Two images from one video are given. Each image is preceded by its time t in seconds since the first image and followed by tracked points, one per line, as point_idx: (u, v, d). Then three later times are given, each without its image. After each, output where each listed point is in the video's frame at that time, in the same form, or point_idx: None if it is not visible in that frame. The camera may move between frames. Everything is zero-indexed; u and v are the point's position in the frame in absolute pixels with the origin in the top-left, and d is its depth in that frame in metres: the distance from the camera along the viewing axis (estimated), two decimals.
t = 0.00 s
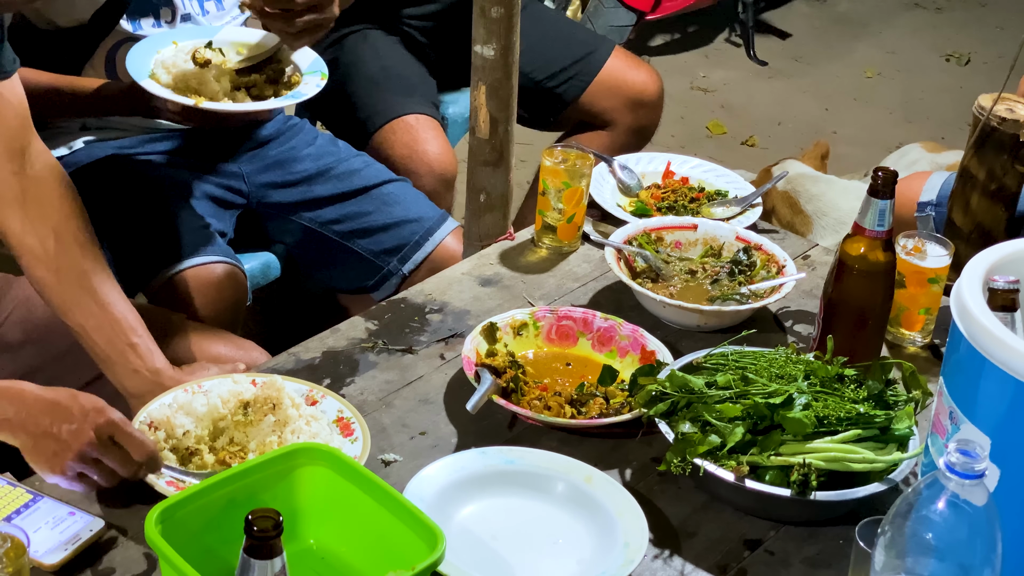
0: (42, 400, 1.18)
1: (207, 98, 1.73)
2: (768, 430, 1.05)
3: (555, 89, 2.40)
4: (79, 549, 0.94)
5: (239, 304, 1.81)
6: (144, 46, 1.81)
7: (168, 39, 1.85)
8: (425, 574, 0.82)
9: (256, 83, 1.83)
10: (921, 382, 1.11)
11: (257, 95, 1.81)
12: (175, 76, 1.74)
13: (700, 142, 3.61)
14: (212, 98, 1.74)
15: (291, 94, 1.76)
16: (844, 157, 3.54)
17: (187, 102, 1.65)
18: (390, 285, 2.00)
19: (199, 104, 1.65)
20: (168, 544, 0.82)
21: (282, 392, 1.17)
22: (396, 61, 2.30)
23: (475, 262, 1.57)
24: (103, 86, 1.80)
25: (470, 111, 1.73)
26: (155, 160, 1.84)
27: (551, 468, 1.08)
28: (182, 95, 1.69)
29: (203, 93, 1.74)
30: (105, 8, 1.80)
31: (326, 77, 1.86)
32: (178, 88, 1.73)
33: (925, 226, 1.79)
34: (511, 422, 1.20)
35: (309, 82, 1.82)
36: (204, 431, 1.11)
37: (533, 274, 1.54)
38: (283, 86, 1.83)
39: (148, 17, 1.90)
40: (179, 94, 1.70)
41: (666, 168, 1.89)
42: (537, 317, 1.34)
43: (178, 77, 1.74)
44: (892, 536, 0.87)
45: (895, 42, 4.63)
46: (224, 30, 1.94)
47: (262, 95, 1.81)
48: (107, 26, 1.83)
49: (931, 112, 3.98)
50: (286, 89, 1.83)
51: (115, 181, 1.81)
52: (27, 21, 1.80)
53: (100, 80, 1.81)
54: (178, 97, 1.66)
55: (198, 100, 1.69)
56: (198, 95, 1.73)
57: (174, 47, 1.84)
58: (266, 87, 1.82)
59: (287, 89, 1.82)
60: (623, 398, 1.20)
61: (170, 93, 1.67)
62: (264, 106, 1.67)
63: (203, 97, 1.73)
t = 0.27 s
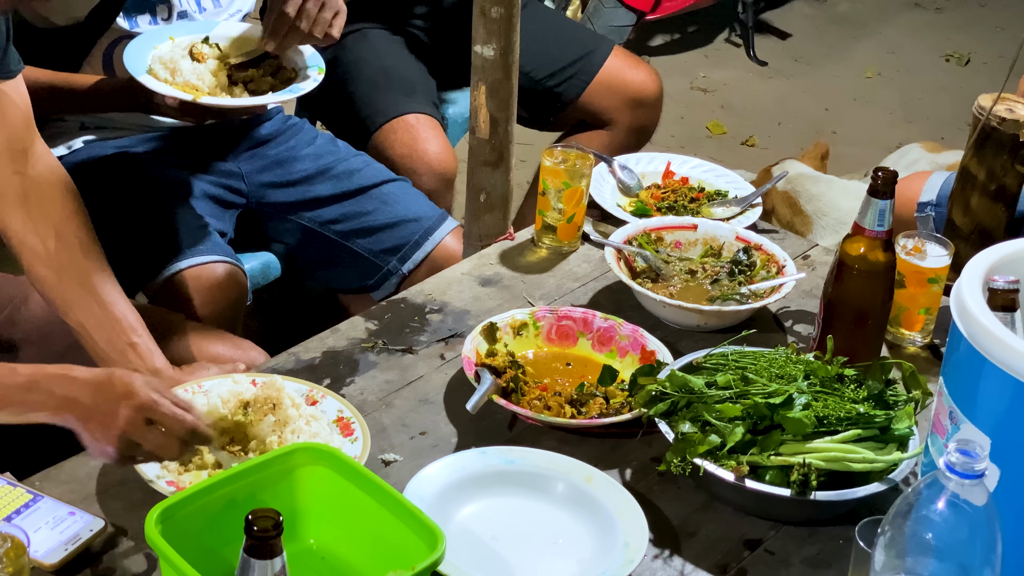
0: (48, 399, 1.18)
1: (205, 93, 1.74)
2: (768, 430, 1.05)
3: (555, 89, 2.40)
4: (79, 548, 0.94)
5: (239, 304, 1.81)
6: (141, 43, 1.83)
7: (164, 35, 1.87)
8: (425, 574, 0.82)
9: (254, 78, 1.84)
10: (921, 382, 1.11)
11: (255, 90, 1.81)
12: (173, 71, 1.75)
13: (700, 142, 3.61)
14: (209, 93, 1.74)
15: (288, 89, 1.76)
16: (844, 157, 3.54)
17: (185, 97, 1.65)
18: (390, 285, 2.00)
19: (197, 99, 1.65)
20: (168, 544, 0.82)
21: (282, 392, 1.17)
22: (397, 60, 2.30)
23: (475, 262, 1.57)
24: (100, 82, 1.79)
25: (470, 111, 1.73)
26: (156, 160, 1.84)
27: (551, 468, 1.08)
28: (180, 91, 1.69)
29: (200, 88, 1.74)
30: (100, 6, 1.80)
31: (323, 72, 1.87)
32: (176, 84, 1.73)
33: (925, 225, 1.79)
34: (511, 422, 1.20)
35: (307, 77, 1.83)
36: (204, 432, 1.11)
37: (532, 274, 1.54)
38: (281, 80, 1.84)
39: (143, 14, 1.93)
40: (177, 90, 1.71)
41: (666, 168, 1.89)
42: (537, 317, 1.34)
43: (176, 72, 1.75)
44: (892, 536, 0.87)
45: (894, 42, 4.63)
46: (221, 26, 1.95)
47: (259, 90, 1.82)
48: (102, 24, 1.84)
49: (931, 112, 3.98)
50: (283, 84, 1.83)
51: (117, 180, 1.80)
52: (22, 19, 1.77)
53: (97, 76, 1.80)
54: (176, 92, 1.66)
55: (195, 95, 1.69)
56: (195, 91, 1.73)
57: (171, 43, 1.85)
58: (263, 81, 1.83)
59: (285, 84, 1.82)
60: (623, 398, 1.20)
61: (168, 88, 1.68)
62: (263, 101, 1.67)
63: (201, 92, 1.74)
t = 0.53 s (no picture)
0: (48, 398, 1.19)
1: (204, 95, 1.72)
2: (768, 430, 1.05)
3: (555, 89, 2.39)
4: (79, 548, 0.94)
5: (239, 304, 1.82)
6: (141, 43, 1.81)
7: (165, 36, 1.86)
8: (425, 574, 0.82)
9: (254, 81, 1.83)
10: (921, 382, 1.11)
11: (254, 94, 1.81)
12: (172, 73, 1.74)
13: (700, 142, 3.61)
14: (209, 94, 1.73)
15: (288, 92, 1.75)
16: (844, 157, 3.54)
17: (184, 99, 1.64)
18: (390, 285, 2.00)
19: (197, 101, 1.64)
20: (168, 544, 0.82)
21: (282, 392, 1.17)
22: (396, 60, 2.30)
23: (475, 262, 1.57)
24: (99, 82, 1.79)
25: (470, 111, 1.73)
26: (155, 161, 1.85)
27: (551, 468, 1.08)
28: (179, 92, 1.68)
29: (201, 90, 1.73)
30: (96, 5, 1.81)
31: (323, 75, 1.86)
32: (176, 86, 1.72)
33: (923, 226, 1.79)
34: (511, 422, 1.20)
35: (307, 80, 1.82)
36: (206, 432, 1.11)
37: (532, 274, 1.54)
38: (281, 83, 1.82)
39: (142, 11, 1.91)
40: (176, 91, 1.69)
41: (666, 168, 1.89)
42: (537, 317, 1.34)
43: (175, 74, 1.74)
44: (892, 536, 0.87)
45: (895, 42, 4.63)
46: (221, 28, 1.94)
47: (259, 93, 1.81)
48: (100, 23, 1.84)
49: (931, 112, 3.98)
50: (283, 87, 1.82)
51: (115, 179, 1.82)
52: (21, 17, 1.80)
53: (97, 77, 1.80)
54: (176, 94, 1.65)
55: (195, 97, 1.67)
56: (195, 92, 1.72)
57: (171, 44, 1.84)
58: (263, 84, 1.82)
59: (286, 87, 1.82)
60: (623, 398, 1.20)
61: (168, 90, 1.67)
62: (263, 104, 1.66)
63: (201, 93, 1.72)
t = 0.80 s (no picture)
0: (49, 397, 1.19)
1: (202, 94, 1.74)
2: (768, 430, 1.05)
3: (555, 89, 2.39)
4: (79, 549, 0.94)
5: (239, 303, 1.82)
6: (139, 43, 1.82)
7: (164, 36, 1.87)
8: (425, 574, 0.82)
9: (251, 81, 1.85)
10: (921, 382, 1.11)
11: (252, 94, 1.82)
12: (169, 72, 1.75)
13: (700, 141, 3.61)
14: (206, 94, 1.74)
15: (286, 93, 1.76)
16: (844, 157, 3.54)
17: (181, 99, 1.65)
18: (389, 284, 2.00)
19: (193, 100, 1.64)
20: (168, 545, 0.82)
21: (282, 392, 1.17)
22: (396, 60, 2.30)
23: (475, 262, 1.57)
24: (97, 81, 1.78)
25: (470, 111, 1.73)
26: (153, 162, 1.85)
27: (551, 468, 1.08)
28: (176, 92, 1.69)
29: (198, 89, 1.74)
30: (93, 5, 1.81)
31: (320, 77, 1.88)
32: (173, 85, 1.73)
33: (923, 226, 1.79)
34: (511, 422, 1.20)
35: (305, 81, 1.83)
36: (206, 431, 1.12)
37: (532, 274, 1.54)
38: (278, 83, 1.83)
39: (139, 11, 1.91)
40: (173, 90, 1.71)
41: (666, 168, 1.89)
42: (537, 317, 1.34)
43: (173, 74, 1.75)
44: (892, 536, 0.87)
45: (895, 42, 4.63)
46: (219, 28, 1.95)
47: (256, 94, 1.83)
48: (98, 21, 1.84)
49: (931, 112, 3.98)
50: (280, 87, 1.83)
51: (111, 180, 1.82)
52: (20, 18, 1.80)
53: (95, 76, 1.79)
54: (173, 93, 1.66)
55: (192, 96, 1.68)
56: (192, 92, 1.73)
57: (170, 44, 1.85)
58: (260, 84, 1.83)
59: (283, 87, 1.83)
60: (623, 397, 1.20)
61: (165, 90, 1.68)
62: (261, 104, 1.67)
63: (198, 93, 1.74)
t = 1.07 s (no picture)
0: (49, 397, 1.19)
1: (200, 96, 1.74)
2: (768, 430, 1.05)
3: (555, 89, 2.39)
4: (79, 548, 0.94)
5: (239, 303, 1.81)
6: (137, 43, 1.82)
7: (162, 36, 1.87)
8: (425, 574, 0.82)
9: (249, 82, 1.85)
10: (921, 382, 1.11)
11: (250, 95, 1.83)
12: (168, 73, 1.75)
13: (700, 142, 3.61)
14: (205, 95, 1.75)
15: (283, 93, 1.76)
16: (844, 157, 3.54)
17: (180, 100, 1.65)
18: (389, 284, 2.00)
19: (192, 102, 1.64)
20: (168, 544, 0.82)
21: (282, 392, 1.17)
22: (396, 60, 2.30)
23: (475, 262, 1.57)
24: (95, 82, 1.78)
25: (470, 111, 1.73)
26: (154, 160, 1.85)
27: (551, 468, 1.08)
28: (175, 94, 1.69)
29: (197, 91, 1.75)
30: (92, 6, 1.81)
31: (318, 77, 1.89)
32: (171, 86, 1.73)
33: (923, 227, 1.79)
34: (511, 422, 1.20)
35: (303, 82, 1.84)
36: (204, 431, 1.12)
37: (532, 274, 1.54)
38: (276, 83, 1.84)
39: (137, 11, 1.92)
40: (172, 92, 1.71)
41: (666, 168, 1.89)
42: (537, 317, 1.34)
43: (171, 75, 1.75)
44: (892, 536, 0.87)
45: (894, 42, 4.63)
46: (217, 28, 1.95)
47: (254, 95, 1.83)
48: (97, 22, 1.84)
49: (931, 112, 3.98)
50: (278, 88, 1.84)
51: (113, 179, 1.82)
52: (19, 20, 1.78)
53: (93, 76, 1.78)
54: (171, 95, 1.67)
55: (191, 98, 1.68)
56: (190, 93, 1.74)
57: (168, 44, 1.85)
58: (258, 85, 1.84)
59: (281, 88, 1.83)
60: (623, 397, 1.20)
61: (163, 91, 1.68)
62: (260, 106, 1.67)
63: (197, 95, 1.74)
